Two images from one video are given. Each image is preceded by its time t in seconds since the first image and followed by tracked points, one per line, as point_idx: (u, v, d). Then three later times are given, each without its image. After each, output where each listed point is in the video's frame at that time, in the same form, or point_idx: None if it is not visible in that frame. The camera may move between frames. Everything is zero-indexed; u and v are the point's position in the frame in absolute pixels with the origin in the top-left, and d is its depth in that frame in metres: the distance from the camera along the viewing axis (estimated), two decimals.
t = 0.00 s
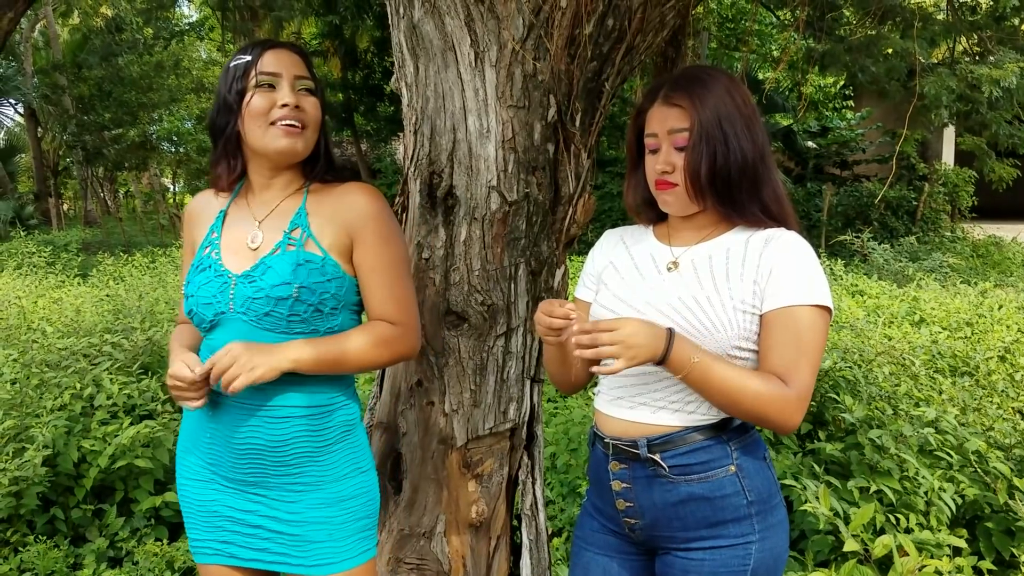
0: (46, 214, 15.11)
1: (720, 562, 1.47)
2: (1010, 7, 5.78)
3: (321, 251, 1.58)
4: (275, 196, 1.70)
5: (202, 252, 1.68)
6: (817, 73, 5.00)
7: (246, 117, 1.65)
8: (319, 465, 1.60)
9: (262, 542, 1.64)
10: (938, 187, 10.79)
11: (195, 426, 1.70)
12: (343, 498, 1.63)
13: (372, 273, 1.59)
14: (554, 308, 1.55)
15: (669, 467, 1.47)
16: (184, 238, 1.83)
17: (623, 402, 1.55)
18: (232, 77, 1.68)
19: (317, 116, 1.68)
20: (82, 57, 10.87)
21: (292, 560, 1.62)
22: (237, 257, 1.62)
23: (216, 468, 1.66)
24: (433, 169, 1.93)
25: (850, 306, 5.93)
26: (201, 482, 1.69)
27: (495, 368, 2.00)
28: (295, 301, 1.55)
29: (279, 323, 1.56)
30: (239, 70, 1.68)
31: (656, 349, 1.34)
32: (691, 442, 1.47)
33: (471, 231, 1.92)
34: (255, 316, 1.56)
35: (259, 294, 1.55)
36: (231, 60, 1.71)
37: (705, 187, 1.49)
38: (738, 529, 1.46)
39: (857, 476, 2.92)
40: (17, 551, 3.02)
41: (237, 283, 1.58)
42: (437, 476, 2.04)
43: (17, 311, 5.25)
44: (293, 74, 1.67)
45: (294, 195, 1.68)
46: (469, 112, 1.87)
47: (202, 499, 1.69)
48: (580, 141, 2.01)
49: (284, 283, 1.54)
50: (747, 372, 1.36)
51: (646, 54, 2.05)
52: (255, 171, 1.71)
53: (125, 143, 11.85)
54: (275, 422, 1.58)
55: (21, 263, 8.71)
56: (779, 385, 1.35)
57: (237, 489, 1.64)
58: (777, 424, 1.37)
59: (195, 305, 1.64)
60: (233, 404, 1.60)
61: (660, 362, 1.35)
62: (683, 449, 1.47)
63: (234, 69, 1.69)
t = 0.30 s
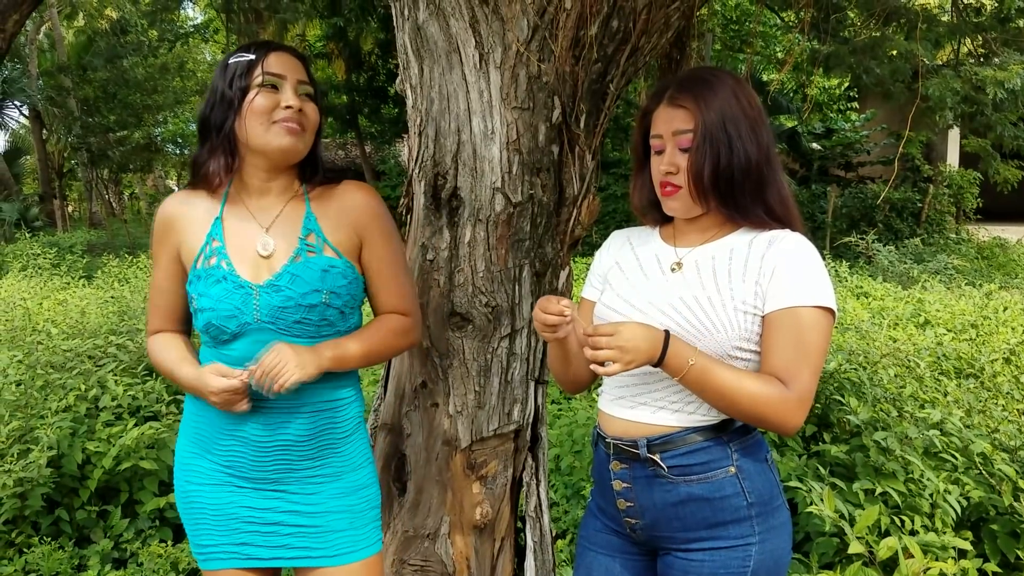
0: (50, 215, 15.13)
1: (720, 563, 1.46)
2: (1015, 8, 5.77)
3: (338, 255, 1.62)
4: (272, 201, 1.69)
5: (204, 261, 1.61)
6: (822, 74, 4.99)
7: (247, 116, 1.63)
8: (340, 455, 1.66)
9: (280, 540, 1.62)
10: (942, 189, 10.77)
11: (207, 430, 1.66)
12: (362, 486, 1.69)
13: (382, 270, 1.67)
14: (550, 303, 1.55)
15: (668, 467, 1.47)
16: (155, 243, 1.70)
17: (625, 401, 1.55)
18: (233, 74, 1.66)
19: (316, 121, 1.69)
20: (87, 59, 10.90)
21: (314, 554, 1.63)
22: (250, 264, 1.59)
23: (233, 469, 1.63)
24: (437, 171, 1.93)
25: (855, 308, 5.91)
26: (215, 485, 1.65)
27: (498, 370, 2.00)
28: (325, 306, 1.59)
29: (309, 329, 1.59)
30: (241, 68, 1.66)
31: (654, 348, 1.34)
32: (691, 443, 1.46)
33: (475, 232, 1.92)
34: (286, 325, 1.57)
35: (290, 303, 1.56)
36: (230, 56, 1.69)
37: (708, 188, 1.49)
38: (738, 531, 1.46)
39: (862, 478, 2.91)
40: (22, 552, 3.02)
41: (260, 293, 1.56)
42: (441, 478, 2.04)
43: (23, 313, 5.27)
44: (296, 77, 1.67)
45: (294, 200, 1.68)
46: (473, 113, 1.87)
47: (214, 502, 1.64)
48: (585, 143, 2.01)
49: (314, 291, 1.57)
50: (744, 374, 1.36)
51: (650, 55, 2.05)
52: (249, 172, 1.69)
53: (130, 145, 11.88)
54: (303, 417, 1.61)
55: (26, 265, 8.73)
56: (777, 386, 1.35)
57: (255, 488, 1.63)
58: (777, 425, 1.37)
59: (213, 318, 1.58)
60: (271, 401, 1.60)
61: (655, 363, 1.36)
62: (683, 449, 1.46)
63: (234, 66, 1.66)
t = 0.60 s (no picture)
0: (53, 216, 15.14)
1: (720, 563, 1.46)
2: (1017, 11, 5.77)
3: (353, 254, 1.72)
4: (279, 205, 1.69)
5: (225, 267, 1.57)
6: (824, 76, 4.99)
7: (253, 124, 1.63)
8: (349, 446, 1.73)
9: (299, 537, 1.63)
10: (945, 191, 10.76)
11: (224, 431, 1.60)
12: (367, 477, 1.77)
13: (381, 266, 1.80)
14: (552, 304, 1.56)
15: (669, 467, 1.47)
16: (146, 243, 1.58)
17: (625, 401, 1.55)
18: (236, 77, 1.63)
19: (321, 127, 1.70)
20: (90, 60, 10.92)
21: (332, 547, 1.66)
22: (273, 266, 1.59)
23: (254, 469, 1.61)
24: (440, 172, 1.93)
25: (857, 310, 5.90)
26: (234, 487, 1.60)
27: (500, 371, 2.00)
28: (353, 302, 1.68)
29: (337, 327, 1.66)
30: (245, 71, 1.63)
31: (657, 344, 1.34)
32: (691, 443, 1.46)
33: (478, 233, 1.93)
34: (318, 323, 1.62)
35: (323, 302, 1.61)
36: (229, 59, 1.66)
37: (710, 188, 1.49)
38: (738, 531, 1.46)
39: (864, 480, 2.91)
40: (24, 552, 3.02)
41: (293, 295, 1.58)
42: (443, 478, 2.04)
43: (25, 313, 5.27)
44: (299, 83, 1.67)
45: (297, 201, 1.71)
46: (476, 114, 1.87)
47: (230, 505, 1.60)
48: (587, 144, 2.01)
49: (344, 288, 1.65)
50: (744, 375, 1.36)
51: (653, 57, 2.04)
52: (252, 177, 1.67)
53: (132, 145, 11.91)
54: (326, 412, 1.66)
55: (28, 265, 8.73)
56: (777, 387, 1.35)
57: (275, 486, 1.62)
58: (777, 425, 1.36)
59: (247, 323, 1.55)
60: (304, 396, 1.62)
61: (656, 362, 1.35)
62: (683, 450, 1.46)
63: (235, 69, 1.64)
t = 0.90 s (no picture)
0: (56, 215, 15.15)
1: (724, 564, 1.46)
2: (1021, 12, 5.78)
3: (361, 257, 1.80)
4: (298, 205, 1.73)
5: (258, 263, 1.54)
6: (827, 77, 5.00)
7: (272, 129, 1.63)
8: (351, 442, 1.77)
9: (315, 537, 1.64)
10: (948, 193, 10.76)
11: (248, 435, 1.57)
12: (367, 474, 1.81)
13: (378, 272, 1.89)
14: (567, 312, 1.56)
15: (672, 468, 1.47)
16: (165, 237, 1.50)
17: (630, 402, 1.55)
18: (253, 84, 1.62)
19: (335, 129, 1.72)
20: (93, 60, 10.94)
21: (345, 544, 1.69)
22: (300, 263, 1.61)
23: (276, 472, 1.60)
24: (444, 172, 1.94)
25: (860, 311, 5.90)
26: (256, 492, 1.58)
27: (504, 371, 2.01)
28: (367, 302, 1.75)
29: (353, 325, 1.71)
30: (261, 78, 1.62)
31: (664, 344, 1.34)
32: (696, 444, 1.46)
33: (482, 234, 1.93)
34: (341, 321, 1.66)
35: (348, 300, 1.67)
36: (244, 64, 1.65)
37: (715, 189, 1.50)
38: (743, 532, 1.45)
39: (867, 481, 2.90)
40: (27, 551, 3.03)
41: (324, 292, 1.62)
42: (446, 479, 2.04)
43: (28, 313, 5.28)
44: (314, 87, 1.68)
45: (310, 203, 1.77)
46: (480, 115, 1.88)
47: (250, 509, 1.58)
48: (591, 145, 2.01)
49: (363, 288, 1.73)
50: (749, 377, 1.36)
51: (657, 58, 2.04)
52: (274, 180, 1.68)
53: (135, 146, 11.92)
54: (337, 409, 1.70)
55: (31, 266, 8.75)
56: (780, 387, 1.35)
57: (293, 488, 1.63)
58: (780, 426, 1.36)
59: (284, 319, 1.55)
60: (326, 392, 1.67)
61: (661, 362, 1.35)
62: (687, 450, 1.46)
63: (252, 75, 1.62)
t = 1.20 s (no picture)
0: (56, 216, 15.15)
1: (722, 566, 1.46)
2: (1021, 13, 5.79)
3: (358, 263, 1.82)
4: (300, 209, 1.75)
5: (267, 265, 1.54)
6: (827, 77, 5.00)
7: (275, 133, 1.63)
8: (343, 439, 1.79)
9: (315, 534, 1.66)
10: (948, 193, 10.76)
11: (252, 437, 1.58)
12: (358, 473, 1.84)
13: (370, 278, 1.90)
14: (564, 317, 1.57)
15: (671, 470, 1.47)
16: (171, 235, 1.47)
17: (628, 403, 1.55)
18: (254, 88, 1.62)
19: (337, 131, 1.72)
20: (94, 61, 10.95)
21: (344, 541, 1.71)
22: (304, 266, 1.63)
23: (279, 473, 1.61)
24: (443, 173, 1.94)
25: (859, 312, 5.90)
26: (259, 494, 1.59)
27: (503, 372, 2.01)
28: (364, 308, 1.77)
29: (351, 330, 1.73)
30: (262, 82, 1.63)
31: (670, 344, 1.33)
32: (694, 445, 1.46)
33: (481, 234, 1.93)
34: (342, 325, 1.68)
35: (350, 305, 1.69)
36: (245, 68, 1.65)
37: (715, 191, 1.50)
38: (741, 533, 1.46)
39: (866, 482, 2.90)
40: (26, 552, 3.03)
41: (329, 295, 1.63)
42: (445, 479, 2.04)
43: (28, 313, 5.29)
44: (314, 90, 1.69)
45: (311, 208, 1.79)
46: (479, 116, 1.88)
47: (253, 510, 1.58)
48: (590, 146, 2.01)
49: (363, 294, 1.75)
50: (750, 377, 1.36)
51: (656, 59, 2.04)
52: (277, 182, 1.69)
53: (135, 146, 11.93)
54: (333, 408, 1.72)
55: (31, 266, 8.75)
56: (781, 389, 1.35)
57: (294, 488, 1.64)
58: (780, 426, 1.37)
59: (292, 322, 1.56)
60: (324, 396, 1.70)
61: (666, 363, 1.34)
62: (686, 452, 1.47)
63: (253, 79, 1.63)
